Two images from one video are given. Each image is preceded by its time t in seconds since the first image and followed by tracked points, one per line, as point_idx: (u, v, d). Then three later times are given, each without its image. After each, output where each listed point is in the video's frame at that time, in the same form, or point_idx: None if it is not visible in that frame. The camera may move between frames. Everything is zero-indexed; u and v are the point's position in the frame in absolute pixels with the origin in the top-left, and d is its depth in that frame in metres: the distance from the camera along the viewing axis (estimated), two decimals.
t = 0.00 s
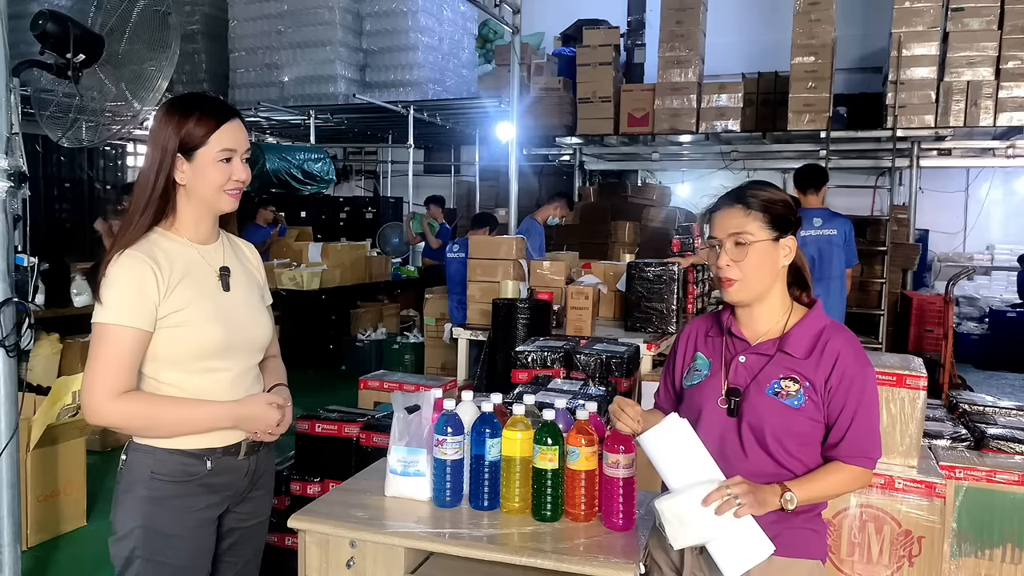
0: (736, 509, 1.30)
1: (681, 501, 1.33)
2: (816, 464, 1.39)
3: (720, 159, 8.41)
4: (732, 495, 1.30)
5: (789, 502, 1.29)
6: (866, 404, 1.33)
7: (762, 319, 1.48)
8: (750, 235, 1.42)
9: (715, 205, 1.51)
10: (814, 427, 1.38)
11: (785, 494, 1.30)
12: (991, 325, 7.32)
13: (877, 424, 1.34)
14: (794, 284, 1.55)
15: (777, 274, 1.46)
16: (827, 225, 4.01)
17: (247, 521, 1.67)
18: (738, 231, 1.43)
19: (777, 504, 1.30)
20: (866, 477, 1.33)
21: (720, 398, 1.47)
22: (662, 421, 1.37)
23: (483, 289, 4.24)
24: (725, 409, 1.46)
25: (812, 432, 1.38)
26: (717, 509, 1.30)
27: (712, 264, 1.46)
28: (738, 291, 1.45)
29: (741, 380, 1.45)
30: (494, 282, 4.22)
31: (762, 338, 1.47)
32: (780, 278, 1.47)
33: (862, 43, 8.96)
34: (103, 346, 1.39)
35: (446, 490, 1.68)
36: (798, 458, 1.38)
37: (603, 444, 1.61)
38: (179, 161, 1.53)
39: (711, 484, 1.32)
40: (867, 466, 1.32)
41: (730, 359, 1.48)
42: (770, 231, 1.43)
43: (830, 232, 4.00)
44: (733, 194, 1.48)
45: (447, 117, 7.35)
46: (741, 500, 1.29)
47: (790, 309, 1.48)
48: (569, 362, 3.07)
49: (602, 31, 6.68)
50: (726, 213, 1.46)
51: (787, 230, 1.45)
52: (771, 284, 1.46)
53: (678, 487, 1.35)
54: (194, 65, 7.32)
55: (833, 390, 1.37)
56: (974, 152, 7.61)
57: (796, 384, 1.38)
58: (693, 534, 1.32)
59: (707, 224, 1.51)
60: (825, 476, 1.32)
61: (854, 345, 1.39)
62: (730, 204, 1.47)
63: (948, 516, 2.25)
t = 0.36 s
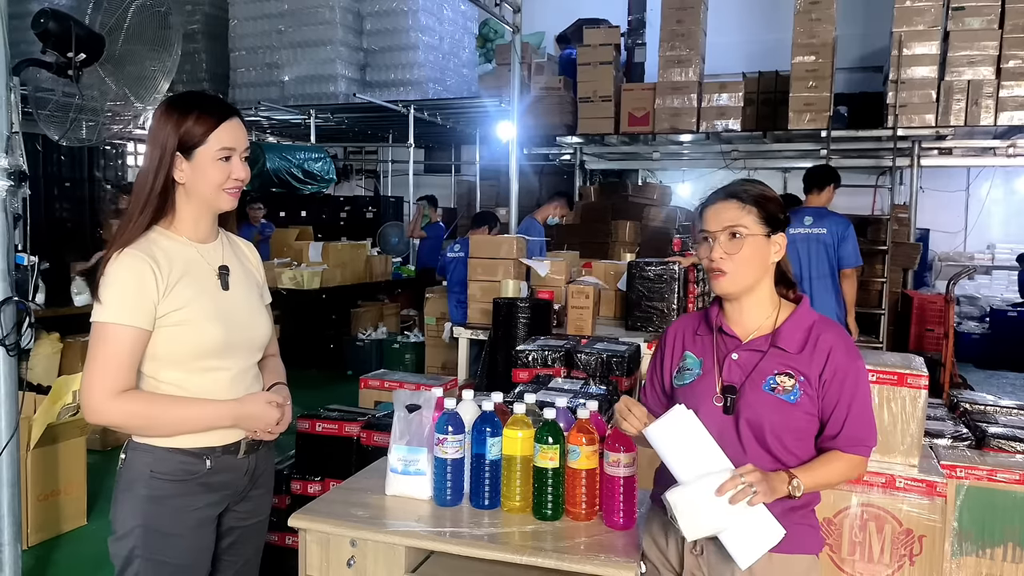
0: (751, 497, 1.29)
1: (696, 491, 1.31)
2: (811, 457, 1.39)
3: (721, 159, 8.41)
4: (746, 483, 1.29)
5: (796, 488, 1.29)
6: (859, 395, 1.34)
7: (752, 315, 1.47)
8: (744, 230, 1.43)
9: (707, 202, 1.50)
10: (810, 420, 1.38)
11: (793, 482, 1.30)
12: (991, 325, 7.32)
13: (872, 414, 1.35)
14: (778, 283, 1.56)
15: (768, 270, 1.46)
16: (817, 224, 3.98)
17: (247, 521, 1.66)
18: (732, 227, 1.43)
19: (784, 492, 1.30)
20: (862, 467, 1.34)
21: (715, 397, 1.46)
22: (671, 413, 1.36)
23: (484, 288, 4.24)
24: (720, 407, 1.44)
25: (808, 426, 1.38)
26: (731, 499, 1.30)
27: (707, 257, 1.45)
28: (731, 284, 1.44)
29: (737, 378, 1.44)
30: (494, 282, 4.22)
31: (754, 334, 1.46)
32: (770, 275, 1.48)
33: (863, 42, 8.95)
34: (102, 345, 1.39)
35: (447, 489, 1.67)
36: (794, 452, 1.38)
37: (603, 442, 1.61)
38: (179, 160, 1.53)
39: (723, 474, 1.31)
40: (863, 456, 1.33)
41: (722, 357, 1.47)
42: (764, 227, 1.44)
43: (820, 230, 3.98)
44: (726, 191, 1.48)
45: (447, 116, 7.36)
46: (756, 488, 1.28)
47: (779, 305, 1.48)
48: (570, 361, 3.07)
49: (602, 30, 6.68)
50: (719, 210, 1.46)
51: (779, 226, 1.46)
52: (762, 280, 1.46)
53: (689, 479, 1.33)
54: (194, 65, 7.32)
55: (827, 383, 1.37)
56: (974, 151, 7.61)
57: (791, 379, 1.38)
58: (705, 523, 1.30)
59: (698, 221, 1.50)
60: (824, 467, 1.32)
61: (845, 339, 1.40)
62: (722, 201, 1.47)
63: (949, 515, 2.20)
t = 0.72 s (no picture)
0: (758, 517, 1.29)
1: (704, 518, 1.30)
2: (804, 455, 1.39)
3: (721, 158, 8.40)
4: (752, 504, 1.29)
5: (798, 497, 1.30)
6: (852, 391, 1.34)
7: (744, 313, 1.47)
8: (739, 227, 1.43)
9: (701, 200, 1.50)
10: (802, 418, 1.37)
11: (794, 491, 1.31)
12: (991, 324, 7.31)
13: (864, 411, 1.34)
14: (770, 282, 1.57)
15: (761, 267, 1.47)
16: (817, 223, 3.98)
17: (246, 520, 1.66)
18: (728, 224, 1.43)
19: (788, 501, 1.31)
20: (856, 463, 1.34)
21: (707, 396, 1.45)
22: (666, 446, 1.35)
23: (483, 288, 4.24)
24: (713, 405, 1.44)
25: (800, 424, 1.38)
26: (740, 521, 1.29)
27: (702, 255, 1.44)
28: (726, 281, 1.44)
29: (729, 376, 1.44)
30: (494, 282, 4.22)
31: (745, 332, 1.46)
32: (763, 272, 1.48)
33: (862, 41, 8.95)
34: (101, 344, 1.39)
35: (447, 488, 1.67)
36: (787, 450, 1.38)
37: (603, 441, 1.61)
38: (178, 158, 1.53)
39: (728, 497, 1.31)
40: (857, 452, 1.33)
41: (714, 356, 1.47)
42: (757, 225, 1.44)
43: (820, 230, 3.98)
44: (720, 189, 1.48)
45: (447, 116, 7.36)
46: (762, 506, 1.28)
47: (771, 303, 1.48)
48: (570, 361, 3.07)
49: (602, 29, 6.67)
50: (713, 207, 1.46)
51: (772, 224, 1.46)
52: (755, 277, 1.46)
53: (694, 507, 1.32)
54: (194, 65, 7.32)
55: (820, 380, 1.37)
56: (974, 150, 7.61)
57: (784, 377, 1.38)
58: (717, 548, 1.29)
59: (692, 219, 1.50)
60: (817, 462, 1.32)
61: (837, 336, 1.40)
62: (716, 198, 1.47)
63: (949, 515, 2.19)
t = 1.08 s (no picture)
0: (739, 488, 1.29)
1: (685, 482, 1.32)
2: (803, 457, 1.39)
3: (720, 158, 8.40)
4: (734, 475, 1.29)
5: (788, 481, 1.28)
6: (852, 392, 1.33)
7: (743, 313, 1.47)
8: (736, 225, 1.42)
9: (697, 200, 1.51)
10: (801, 419, 1.37)
11: (784, 474, 1.29)
12: (991, 324, 7.31)
13: (864, 412, 1.33)
14: (770, 281, 1.56)
15: (758, 267, 1.46)
16: (817, 223, 3.98)
17: (244, 521, 1.66)
18: (725, 222, 1.43)
19: (776, 484, 1.29)
20: (857, 464, 1.33)
21: (706, 397, 1.46)
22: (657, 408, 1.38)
23: (482, 288, 4.24)
24: (711, 406, 1.44)
25: (799, 425, 1.37)
26: (720, 490, 1.30)
27: (699, 255, 1.44)
28: (724, 281, 1.44)
29: (727, 377, 1.44)
30: (493, 282, 4.21)
31: (744, 333, 1.46)
32: (761, 272, 1.47)
33: (862, 41, 8.95)
34: (97, 345, 1.38)
35: (445, 489, 1.67)
36: (786, 451, 1.38)
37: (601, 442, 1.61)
38: (165, 157, 1.54)
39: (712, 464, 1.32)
40: (857, 453, 1.31)
41: (713, 357, 1.47)
42: (754, 224, 1.44)
43: (820, 230, 3.97)
44: (715, 189, 1.48)
45: (446, 116, 7.36)
46: (743, 479, 1.28)
47: (770, 303, 1.48)
48: (569, 361, 3.06)
49: (601, 29, 6.67)
50: (706, 207, 1.46)
51: (767, 223, 1.46)
52: (752, 277, 1.46)
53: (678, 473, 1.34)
54: (193, 65, 7.31)
55: (819, 381, 1.36)
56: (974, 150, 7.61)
57: (782, 378, 1.38)
58: (696, 515, 1.30)
59: (688, 221, 1.50)
60: (814, 458, 1.31)
61: (836, 336, 1.39)
62: (712, 198, 1.47)
63: (948, 514, 2.19)
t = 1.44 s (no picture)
0: (730, 456, 1.29)
1: (679, 441, 1.32)
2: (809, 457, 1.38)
3: (720, 158, 8.40)
4: (728, 442, 1.29)
5: (784, 464, 1.28)
6: (856, 393, 1.31)
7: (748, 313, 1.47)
8: (737, 226, 1.42)
9: (700, 200, 1.51)
10: (804, 420, 1.37)
11: (782, 457, 1.29)
12: (991, 324, 7.31)
13: (870, 413, 1.31)
14: (778, 281, 1.55)
15: (762, 268, 1.45)
16: (819, 223, 3.98)
17: (241, 522, 1.66)
18: (726, 222, 1.43)
19: (772, 466, 1.29)
20: (862, 465, 1.31)
21: (711, 396, 1.48)
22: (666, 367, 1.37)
23: (482, 288, 4.24)
24: (715, 406, 1.46)
25: (802, 425, 1.37)
26: (711, 454, 1.30)
27: (701, 257, 1.44)
28: (727, 281, 1.43)
29: (731, 378, 1.45)
30: (493, 282, 4.22)
31: (749, 333, 1.46)
32: (766, 272, 1.46)
33: (862, 41, 8.95)
34: (92, 346, 1.38)
35: (444, 490, 1.67)
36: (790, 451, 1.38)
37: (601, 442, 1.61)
38: (158, 157, 1.56)
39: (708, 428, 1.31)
40: (861, 455, 1.30)
41: (719, 357, 1.48)
42: (756, 224, 1.43)
43: (823, 230, 3.97)
44: (717, 189, 1.48)
45: (446, 116, 7.36)
46: (736, 448, 1.28)
47: (776, 303, 1.48)
48: (568, 361, 3.06)
49: (601, 29, 6.66)
50: (707, 207, 1.47)
51: (770, 223, 1.45)
52: (756, 277, 1.45)
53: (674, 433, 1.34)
54: (193, 65, 7.30)
55: (822, 381, 1.35)
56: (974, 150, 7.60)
57: (784, 379, 1.38)
58: (684, 476, 1.31)
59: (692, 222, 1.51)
60: (814, 455, 1.30)
61: (842, 336, 1.38)
62: (713, 199, 1.47)
63: (949, 515, 2.18)
